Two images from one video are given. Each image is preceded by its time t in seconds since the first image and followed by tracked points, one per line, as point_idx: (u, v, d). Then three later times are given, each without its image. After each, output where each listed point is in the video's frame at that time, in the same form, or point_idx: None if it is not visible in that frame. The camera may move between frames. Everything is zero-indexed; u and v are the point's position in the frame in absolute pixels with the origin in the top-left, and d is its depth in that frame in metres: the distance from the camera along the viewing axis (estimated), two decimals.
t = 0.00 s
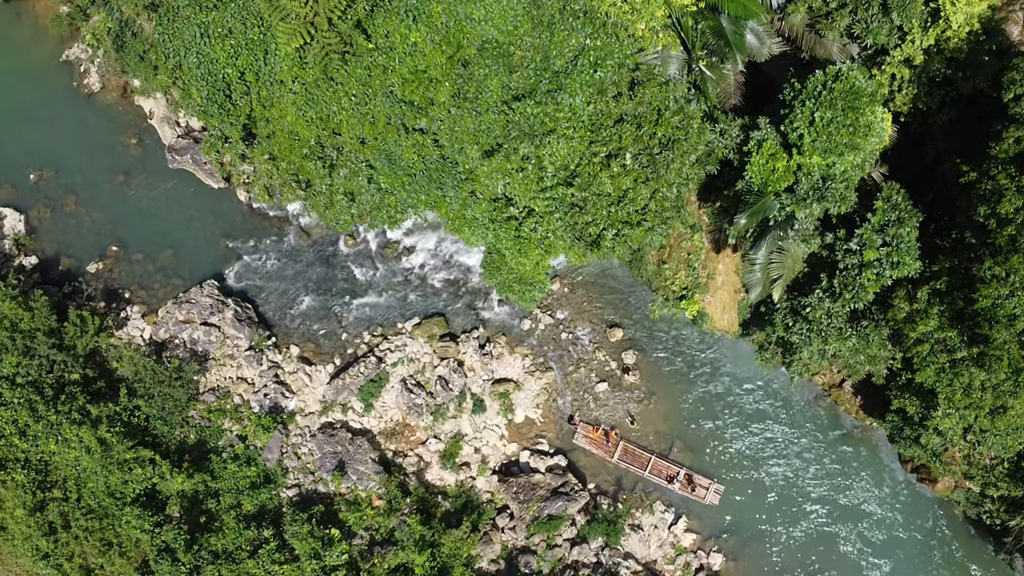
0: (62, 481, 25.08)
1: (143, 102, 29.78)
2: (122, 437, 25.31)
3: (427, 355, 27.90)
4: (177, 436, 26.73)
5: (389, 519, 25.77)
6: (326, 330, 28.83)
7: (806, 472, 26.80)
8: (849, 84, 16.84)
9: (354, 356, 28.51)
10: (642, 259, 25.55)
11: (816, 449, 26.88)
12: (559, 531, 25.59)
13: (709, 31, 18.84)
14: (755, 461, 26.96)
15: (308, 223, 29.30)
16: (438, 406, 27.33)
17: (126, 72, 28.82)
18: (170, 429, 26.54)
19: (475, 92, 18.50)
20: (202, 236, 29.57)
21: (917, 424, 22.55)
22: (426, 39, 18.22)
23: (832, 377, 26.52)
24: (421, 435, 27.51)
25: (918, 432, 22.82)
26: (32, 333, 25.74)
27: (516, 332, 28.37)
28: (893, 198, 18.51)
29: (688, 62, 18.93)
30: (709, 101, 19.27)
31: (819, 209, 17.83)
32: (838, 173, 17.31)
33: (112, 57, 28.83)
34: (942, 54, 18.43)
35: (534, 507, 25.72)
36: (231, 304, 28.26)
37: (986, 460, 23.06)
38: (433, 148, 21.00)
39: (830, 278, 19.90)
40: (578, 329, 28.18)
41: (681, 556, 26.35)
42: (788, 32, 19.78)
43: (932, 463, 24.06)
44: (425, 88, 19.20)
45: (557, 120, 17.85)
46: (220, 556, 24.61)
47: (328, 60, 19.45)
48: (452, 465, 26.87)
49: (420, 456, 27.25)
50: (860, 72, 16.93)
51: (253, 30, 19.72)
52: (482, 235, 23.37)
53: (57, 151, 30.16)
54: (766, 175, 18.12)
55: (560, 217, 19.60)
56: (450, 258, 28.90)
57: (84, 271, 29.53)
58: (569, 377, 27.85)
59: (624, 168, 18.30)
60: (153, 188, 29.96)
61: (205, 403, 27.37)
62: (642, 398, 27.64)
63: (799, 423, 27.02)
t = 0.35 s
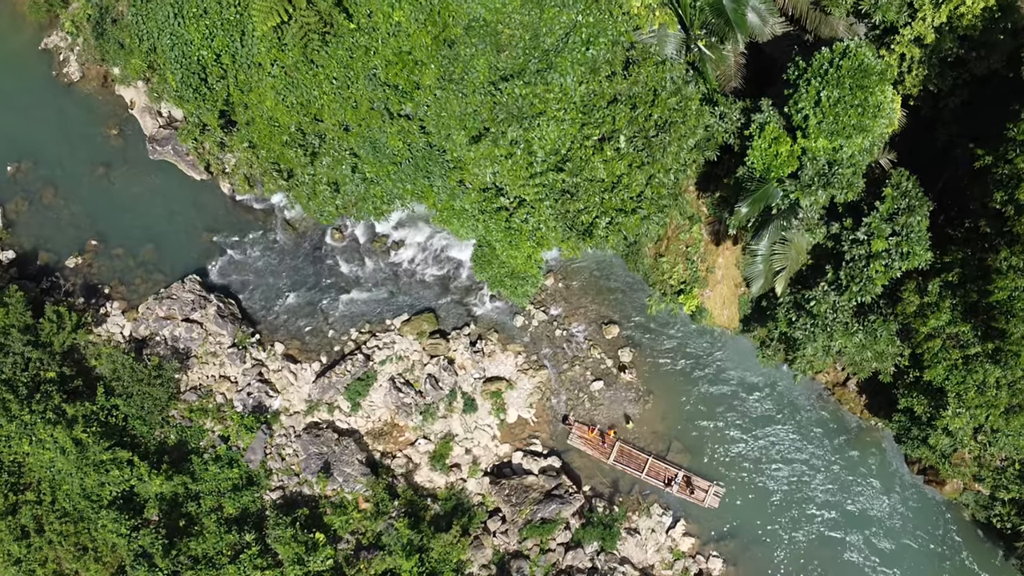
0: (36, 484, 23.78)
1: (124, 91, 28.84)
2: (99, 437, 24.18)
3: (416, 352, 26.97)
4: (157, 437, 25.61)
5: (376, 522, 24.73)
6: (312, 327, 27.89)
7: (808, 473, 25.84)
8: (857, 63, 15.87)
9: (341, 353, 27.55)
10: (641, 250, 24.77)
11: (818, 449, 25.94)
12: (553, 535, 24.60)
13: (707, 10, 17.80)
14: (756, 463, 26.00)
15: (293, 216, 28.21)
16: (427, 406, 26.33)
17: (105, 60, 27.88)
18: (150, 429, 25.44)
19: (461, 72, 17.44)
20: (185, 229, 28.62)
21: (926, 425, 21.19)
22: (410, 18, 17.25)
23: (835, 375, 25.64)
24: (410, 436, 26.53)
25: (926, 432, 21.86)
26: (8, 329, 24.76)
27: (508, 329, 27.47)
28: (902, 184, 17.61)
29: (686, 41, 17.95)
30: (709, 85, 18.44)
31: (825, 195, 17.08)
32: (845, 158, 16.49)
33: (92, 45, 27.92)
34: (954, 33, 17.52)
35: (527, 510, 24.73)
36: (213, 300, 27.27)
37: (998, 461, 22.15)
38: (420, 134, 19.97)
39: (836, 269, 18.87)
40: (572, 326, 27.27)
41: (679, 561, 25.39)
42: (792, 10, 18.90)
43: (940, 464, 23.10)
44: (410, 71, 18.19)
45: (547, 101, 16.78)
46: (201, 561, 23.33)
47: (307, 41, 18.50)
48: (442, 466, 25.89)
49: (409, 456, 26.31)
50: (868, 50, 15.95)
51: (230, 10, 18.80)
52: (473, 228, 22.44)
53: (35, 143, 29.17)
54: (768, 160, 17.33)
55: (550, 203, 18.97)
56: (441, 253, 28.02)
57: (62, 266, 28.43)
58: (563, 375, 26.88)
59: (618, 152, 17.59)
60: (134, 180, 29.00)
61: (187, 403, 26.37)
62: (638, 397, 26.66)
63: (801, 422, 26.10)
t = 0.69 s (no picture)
0: (10, 486, 22.77)
1: (106, 80, 27.90)
2: (76, 437, 23.14)
3: (407, 350, 26.09)
4: (138, 437, 24.65)
5: (364, 526, 23.76)
6: (299, 324, 26.98)
7: (812, 475, 24.95)
8: (869, 39, 15.21)
9: (328, 351, 26.64)
10: (639, 242, 23.86)
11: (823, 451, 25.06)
12: (548, 539, 23.59)
13: None
14: (758, 464, 25.11)
15: (280, 208, 27.58)
16: (418, 405, 25.49)
17: (86, 47, 26.91)
18: (130, 429, 24.46)
19: (449, 52, 16.54)
20: (169, 223, 27.74)
21: (934, 424, 20.15)
22: None
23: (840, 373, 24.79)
24: (400, 436, 25.62)
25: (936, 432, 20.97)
26: None
27: (501, 326, 26.58)
28: (914, 170, 16.76)
29: (686, 20, 17.08)
30: (711, 67, 17.64)
31: (833, 182, 16.22)
32: (855, 141, 15.68)
33: (72, 32, 26.94)
34: (970, 10, 16.81)
35: (520, 513, 23.87)
36: (197, 296, 26.38)
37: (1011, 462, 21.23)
38: (408, 121, 19.11)
39: (844, 261, 18.13)
40: (568, 323, 26.39)
41: (678, 566, 24.45)
42: None
43: (950, 466, 22.17)
44: (396, 53, 17.36)
45: (539, 81, 15.98)
46: (182, 566, 22.43)
47: (287, 20, 17.66)
48: (433, 468, 24.98)
49: (399, 457, 25.38)
50: (881, 26, 15.31)
51: None
52: (464, 220, 21.61)
53: (14, 133, 28.19)
54: (773, 145, 16.53)
55: (543, 189, 18.13)
56: (432, 247, 27.22)
57: (41, 260, 27.40)
58: (559, 373, 25.97)
59: (615, 135, 16.79)
60: (116, 172, 28.06)
61: (169, 402, 25.37)
62: (636, 396, 25.75)
63: (805, 422, 25.22)
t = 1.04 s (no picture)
0: None
1: (91, 66, 26.94)
2: (54, 435, 22.06)
3: (399, 346, 25.17)
4: (119, 435, 23.57)
5: (353, 528, 22.86)
6: (289, 318, 26.06)
7: (820, 479, 23.99)
8: (889, 13, 14.67)
9: (318, 347, 25.70)
10: (641, 234, 22.93)
11: (831, 454, 24.13)
12: (544, 543, 22.64)
13: None
14: (763, 467, 24.15)
15: (269, 200, 26.73)
16: (410, 403, 24.51)
17: (70, 32, 25.87)
18: (111, 427, 23.40)
19: (440, 28, 15.50)
20: (155, 214, 26.84)
21: (948, 426, 18.80)
22: None
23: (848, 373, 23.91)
24: (391, 436, 24.68)
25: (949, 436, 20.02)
26: None
27: (497, 321, 25.66)
28: (934, 156, 16.05)
29: None
30: (719, 47, 16.89)
31: (848, 168, 15.77)
32: (870, 124, 15.40)
33: (54, 16, 25.86)
34: None
35: (516, 516, 22.91)
36: (182, 289, 25.45)
37: None
38: (398, 105, 18.14)
39: (857, 254, 17.48)
40: (566, 319, 25.46)
41: (680, 573, 23.44)
42: None
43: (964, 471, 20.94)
44: (385, 31, 16.44)
45: (534, 59, 15.07)
46: (162, 569, 21.37)
47: None
48: (425, 468, 24.05)
49: (390, 458, 24.42)
50: None
51: None
52: (459, 210, 20.65)
53: None
54: (784, 129, 16.19)
55: (538, 174, 17.65)
56: (426, 240, 26.44)
57: (22, 251, 26.33)
58: (557, 372, 25.03)
59: (615, 115, 16.30)
60: (101, 161, 27.11)
61: (152, 398, 24.31)
62: (637, 395, 24.80)
63: (813, 424, 24.30)
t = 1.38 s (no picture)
0: None
1: (78, 48, 25.87)
2: (32, 430, 21.10)
3: (393, 342, 24.25)
4: (101, 431, 22.56)
5: (342, 531, 21.80)
6: (279, 312, 25.15)
7: (830, 487, 22.98)
8: None
9: (309, 342, 24.81)
10: (647, 227, 21.97)
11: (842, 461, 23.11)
12: (541, 549, 21.60)
13: None
14: (771, 473, 23.13)
15: (260, 188, 25.76)
16: (404, 402, 23.61)
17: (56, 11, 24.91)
18: (93, 422, 22.38)
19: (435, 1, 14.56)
20: (143, 202, 25.92)
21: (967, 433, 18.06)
22: None
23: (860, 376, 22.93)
24: (384, 435, 23.74)
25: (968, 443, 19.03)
26: None
27: (496, 317, 24.72)
28: (964, 144, 15.16)
29: None
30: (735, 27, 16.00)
31: (872, 156, 15.18)
32: (896, 108, 14.97)
33: None
34: None
35: (512, 521, 21.89)
36: (169, 279, 24.49)
37: None
38: (393, 87, 17.15)
39: (878, 248, 16.74)
40: (567, 316, 24.47)
41: None
42: None
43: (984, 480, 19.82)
44: (379, 6, 15.50)
45: (536, 33, 14.09)
46: (143, 572, 20.36)
47: None
48: (419, 470, 23.11)
49: (383, 458, 23.45)
50: None
51: None
52: (456, 199, 19.66)
53: None
54: (803, 112, 15.61)
55: (540, 158, 16.74)
56: (423, 233, 25.41)
57: (4, 239, 25.37)
58: (557, 371, 24.06)
59: (623, 93, 15.32)
60: (88, 147, 26.14)
61: (136, 393, 23.32)
62: (639, 396, 23.82)
63: (824, 429, 23.29)
